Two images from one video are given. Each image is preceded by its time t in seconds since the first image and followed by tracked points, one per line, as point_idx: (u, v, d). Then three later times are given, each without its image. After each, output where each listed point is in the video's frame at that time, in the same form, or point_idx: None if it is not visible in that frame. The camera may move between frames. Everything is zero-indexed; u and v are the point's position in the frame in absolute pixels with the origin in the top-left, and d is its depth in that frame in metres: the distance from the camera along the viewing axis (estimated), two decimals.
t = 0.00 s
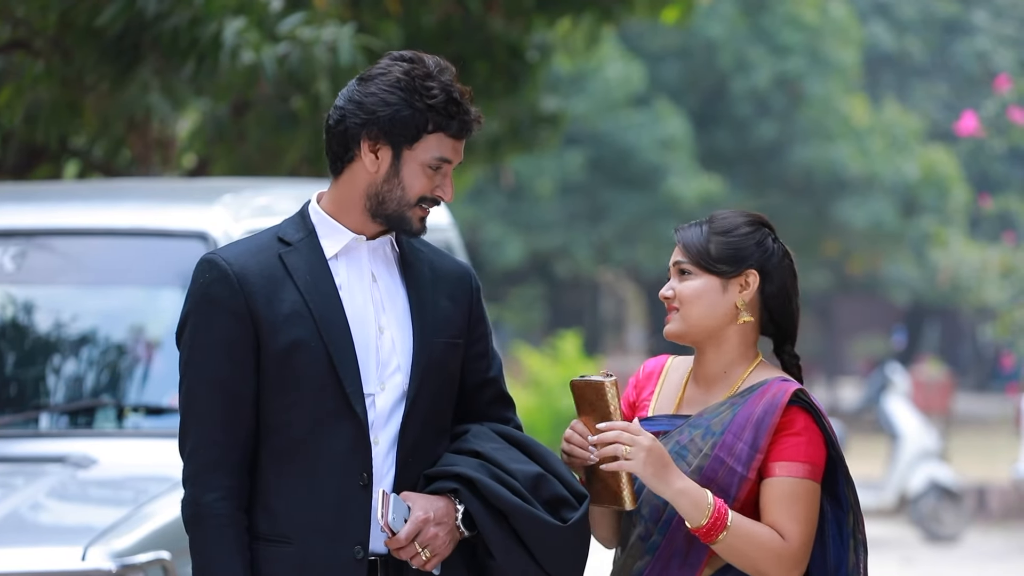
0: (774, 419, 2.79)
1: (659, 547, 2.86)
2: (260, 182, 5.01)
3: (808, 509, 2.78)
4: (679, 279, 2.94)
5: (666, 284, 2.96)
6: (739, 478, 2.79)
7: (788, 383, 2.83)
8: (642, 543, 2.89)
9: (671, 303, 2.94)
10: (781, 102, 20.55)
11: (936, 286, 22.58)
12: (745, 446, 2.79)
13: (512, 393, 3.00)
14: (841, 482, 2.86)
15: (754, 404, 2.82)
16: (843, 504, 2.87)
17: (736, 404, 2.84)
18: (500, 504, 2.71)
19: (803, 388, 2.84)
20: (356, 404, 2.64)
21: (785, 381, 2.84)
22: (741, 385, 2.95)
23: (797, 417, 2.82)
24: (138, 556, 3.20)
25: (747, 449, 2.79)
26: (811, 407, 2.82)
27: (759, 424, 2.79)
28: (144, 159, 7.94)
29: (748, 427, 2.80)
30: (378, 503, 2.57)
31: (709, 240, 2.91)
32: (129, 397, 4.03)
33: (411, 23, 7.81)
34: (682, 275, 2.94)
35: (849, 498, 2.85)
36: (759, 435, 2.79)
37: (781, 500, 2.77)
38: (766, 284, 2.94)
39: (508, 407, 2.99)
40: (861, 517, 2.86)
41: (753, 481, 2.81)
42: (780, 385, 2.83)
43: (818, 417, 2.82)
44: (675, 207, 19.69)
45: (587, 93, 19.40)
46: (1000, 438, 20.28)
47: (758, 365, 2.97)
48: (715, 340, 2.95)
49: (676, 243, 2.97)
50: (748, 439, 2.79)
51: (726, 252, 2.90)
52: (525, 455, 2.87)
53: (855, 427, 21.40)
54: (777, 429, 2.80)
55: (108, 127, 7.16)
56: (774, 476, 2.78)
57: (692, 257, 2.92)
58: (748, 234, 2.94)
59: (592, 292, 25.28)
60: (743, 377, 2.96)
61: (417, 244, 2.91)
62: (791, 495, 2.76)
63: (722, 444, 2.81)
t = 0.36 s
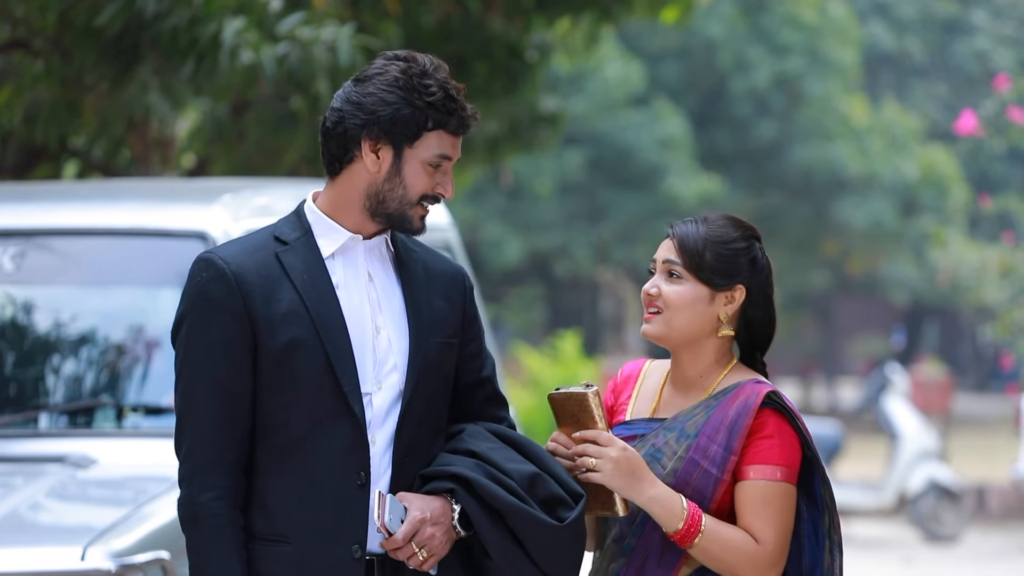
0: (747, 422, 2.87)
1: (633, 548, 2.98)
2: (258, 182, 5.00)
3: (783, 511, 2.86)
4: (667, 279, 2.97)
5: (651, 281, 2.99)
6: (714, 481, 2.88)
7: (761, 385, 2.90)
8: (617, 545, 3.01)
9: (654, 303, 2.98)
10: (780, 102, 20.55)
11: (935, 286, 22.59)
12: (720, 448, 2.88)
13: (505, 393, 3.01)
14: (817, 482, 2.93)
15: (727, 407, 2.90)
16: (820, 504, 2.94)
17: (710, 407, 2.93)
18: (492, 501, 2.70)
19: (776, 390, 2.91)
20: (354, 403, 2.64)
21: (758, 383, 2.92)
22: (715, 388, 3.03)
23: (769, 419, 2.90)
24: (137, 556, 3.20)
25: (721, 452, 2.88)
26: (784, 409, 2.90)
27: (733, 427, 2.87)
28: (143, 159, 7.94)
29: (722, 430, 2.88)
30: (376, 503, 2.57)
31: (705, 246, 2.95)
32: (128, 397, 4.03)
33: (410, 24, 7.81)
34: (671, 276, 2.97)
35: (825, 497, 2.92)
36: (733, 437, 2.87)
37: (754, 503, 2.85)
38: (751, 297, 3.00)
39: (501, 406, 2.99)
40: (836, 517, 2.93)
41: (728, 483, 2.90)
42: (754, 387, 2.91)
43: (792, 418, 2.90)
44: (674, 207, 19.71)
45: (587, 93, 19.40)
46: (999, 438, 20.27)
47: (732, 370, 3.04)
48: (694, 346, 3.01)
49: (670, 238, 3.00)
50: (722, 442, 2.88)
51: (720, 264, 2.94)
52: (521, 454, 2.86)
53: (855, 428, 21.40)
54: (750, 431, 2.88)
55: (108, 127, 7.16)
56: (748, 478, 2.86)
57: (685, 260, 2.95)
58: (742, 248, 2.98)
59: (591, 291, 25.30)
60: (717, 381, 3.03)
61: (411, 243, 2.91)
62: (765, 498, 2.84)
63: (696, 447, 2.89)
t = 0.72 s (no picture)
0: (747, 412, 2.84)
1: (630, 541, 2.91)
2: (257, 181, 4.99)
3: (770, 500, 2.81)
4: (655, 294, 2.94)
5: (641, 299, 2.95)
6: (709, 471, 2.83)
7: (759, 378, 2.89)
8: (611, 538, 2.94)
9: (648, 322, 2.95)
10: (780, 102, 20.55)
11: (935, 285, 22.58)
12: (717, 438, 2.84)
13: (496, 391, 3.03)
14: (808, 480, 2.92)
15: (725, 399, 2.87)
16: (812, 504, 2.94)
17: (707, 400, 2.89)
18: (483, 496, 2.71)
19: (774, 384, 2.89)
20: (352, 401, 2.64)
21: (757, 376, 2.90)
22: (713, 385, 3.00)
23: (767, 411, 2.86)
24: (136, 556, 3.20)
25: (718, 441, 2.84)
26: (781, 402, 2.87)
27: (732, 417, 2.84)
28: (143, 159, 7.94)
29: (720, 420, 2.85)
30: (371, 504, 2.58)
31: (684, 256, 2.91)
32: (128, 397, 4.03)
33: (411, 24, 7.83)
34: (658, 290, 2.93)
35: (817, 497, 2.92)
36: (731, 427, 2.84)
37: (742, 488, 2.79)
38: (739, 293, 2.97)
39: (492, 405, 3.02)
40: (828, 516, 2.93)
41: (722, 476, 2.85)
42: (752, 380, 2.89)
43: (787, 412, 2.87)
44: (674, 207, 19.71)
45: (587, 92, 19.41)
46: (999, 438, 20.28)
47: (730, 366, 3.02)
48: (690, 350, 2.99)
49: (648, 253, 2.95)
50: (719, 432, 2.84)
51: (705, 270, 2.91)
52: (515, 455, 2.87)
53: (855, 428, 21.41)
54: (749, 420, 2.84)
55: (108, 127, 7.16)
56: (737, 465, 2.82)
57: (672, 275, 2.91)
58: (721, 247, 2.93)
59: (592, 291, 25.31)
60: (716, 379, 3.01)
61: (404, 243, 2.92)
62: (751, 485, 2.79)
63: (694, 436, 2.86)
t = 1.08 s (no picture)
0: (742, 417, 2.79)
1: (631, 547, 2.88)
2: (256, 180, 4.97)
3: (777, 505, 2.79)
4: (636, 279, 2.93)
5: (624, 286, 2.95)
6: (711, 478, 2.80)
7: (754, 380, 2.83)
8: (612, 543, 2.91)
9: (630, 305, 2.93)
10: (780, 102, 20.55)
11: (933, 285, 22.58)
12: (716, 444, 2.80)
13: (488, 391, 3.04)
14: (809, 477, 2.88)
15: (721, 401, 2.82)
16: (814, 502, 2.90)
17: (703, 404, 2.85)
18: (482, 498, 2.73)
19: (769, 384, 2.84)
20: (348, 399, 2.64)
21: (752, 378, 2.84)
22: (707, 383, 2.93)
23: (763, 414, 2.82)
24: (135, 556, 3.20)
25: (717, 448, 2.80)
26: (778, 404, 2.82)
27: (727, 423, 2.80)
28: (143, 159, 7.93)
29: (716, 427, 2.81)
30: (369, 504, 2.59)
31: (665, 241, 2.90)
32: (127, 396, 4.03)
33: (410, 24, 7.86)
34: (639, 275, 2.92)
35: (818, 495, 2.88)
36: (728, 433, 2.80)
37: (749, 496, 2.77)
38: (722, 282, 2.93)
39: (485, 404, 3.03)
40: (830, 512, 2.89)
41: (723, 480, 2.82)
42: (748, 383, 2.83)
43: (784, 413, 2.83)
44: (673, 207, 19.71)
45: (586, 92, 19.42)
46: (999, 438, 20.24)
47: (720, 363, 2.95)
48: (676, 340, 2.93)
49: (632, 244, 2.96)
50: (717, 438, 2.81)
51: (682, 252, 2.89)
52: (510, 453, 2.89)
53: (855, 428, 21.39)
54: (745, 425, 2.80)
55: (107, 126, 7.16)
56: (739, 473, 2.79)
57: (649, 257, 2.91)
58: (703, 235, 2.93)
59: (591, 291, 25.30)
60: (708, 375, 2.93)
61: (396, 243, 2.92)
62: (758, 491, 2.77)
63: (692, 443, 2.82)
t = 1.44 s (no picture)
0: (741, 412, 2.79)
1: (639, 548, 2.85)
2: (255, 180, 4.97)
3: (784, 496, 2.78)
4: (645, 269, 2.91)
5: (630, 274, 2.93)
6: (715, 475, 2.80)
7: (753, 373, 2.83)
8: (620, 545, 2.89)
9: (634, 295, 2.91)
10: (780, 102, 20.55)
11: (933, 285, 22.58)
12: (718, 441, 2.80)
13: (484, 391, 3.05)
14: (815, 466, 2.86)
15: (720, 397, 2.82)
16: (819, 490, 2.88)
17: (703, 400, 2.84)
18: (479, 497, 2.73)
19: (767, 376, 2.83)
20: (345, 399, 2.64)
21: (749, 370, 2.85)
22: (707, 378, 2.92)
23: (761, 406, 2.81)
24: (135, 556, 3.20)
25: (720, 444, 2.80)
26: (776, 395, 2.82)
27: (727, 419, 2.79)
28: (143, 159, 7.92)
29: (717, 422, 2.80)
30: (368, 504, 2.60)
31: (682, 235, 2.90)
32: (127, 396, 4.03)
33: (410, 24, 7.92)
34: (649, 266, 2.91)
35: (823, 482, 2.86)
36: (728, 429, 2.79)
37: (756, 490, 2.76)
38: (730, 285, 2.94)
39: (480, 404, 3.03)
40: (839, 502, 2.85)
41: (728, 476, 2.82)
42: (745, 375, 2.83)
43: (783, 403, 2.82)
44: (673, 207, 19.69)
45: (586, 92, 19.43)
46: (998, 438, 20.23)
47: (721, 360, 2.94)
48: (678, 336, 2.93)
49: (647, 232, 2.94)
50: (719, 434, 2.80)
51: (699, 250, 2.89)
52: (506, 453, 2.90)
53: (855, 428, 21.36)
54: (744, 420, 2.80)
55: (107, 126, 7.16)
56: (745, 468, 2.78)
57: (664, 250, 2.90)
58: (719, 236, 2.93)
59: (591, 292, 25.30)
60: (708, 372, 2.93)
61: (391, 242, 2.92)
62: (765, 485, 2.76)
63: (694, 442, 2.81)
